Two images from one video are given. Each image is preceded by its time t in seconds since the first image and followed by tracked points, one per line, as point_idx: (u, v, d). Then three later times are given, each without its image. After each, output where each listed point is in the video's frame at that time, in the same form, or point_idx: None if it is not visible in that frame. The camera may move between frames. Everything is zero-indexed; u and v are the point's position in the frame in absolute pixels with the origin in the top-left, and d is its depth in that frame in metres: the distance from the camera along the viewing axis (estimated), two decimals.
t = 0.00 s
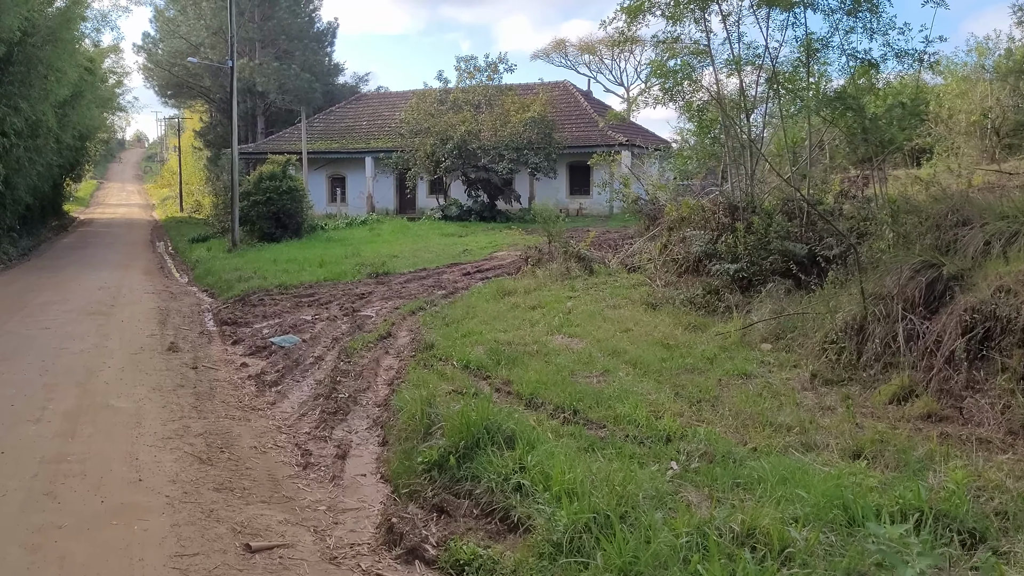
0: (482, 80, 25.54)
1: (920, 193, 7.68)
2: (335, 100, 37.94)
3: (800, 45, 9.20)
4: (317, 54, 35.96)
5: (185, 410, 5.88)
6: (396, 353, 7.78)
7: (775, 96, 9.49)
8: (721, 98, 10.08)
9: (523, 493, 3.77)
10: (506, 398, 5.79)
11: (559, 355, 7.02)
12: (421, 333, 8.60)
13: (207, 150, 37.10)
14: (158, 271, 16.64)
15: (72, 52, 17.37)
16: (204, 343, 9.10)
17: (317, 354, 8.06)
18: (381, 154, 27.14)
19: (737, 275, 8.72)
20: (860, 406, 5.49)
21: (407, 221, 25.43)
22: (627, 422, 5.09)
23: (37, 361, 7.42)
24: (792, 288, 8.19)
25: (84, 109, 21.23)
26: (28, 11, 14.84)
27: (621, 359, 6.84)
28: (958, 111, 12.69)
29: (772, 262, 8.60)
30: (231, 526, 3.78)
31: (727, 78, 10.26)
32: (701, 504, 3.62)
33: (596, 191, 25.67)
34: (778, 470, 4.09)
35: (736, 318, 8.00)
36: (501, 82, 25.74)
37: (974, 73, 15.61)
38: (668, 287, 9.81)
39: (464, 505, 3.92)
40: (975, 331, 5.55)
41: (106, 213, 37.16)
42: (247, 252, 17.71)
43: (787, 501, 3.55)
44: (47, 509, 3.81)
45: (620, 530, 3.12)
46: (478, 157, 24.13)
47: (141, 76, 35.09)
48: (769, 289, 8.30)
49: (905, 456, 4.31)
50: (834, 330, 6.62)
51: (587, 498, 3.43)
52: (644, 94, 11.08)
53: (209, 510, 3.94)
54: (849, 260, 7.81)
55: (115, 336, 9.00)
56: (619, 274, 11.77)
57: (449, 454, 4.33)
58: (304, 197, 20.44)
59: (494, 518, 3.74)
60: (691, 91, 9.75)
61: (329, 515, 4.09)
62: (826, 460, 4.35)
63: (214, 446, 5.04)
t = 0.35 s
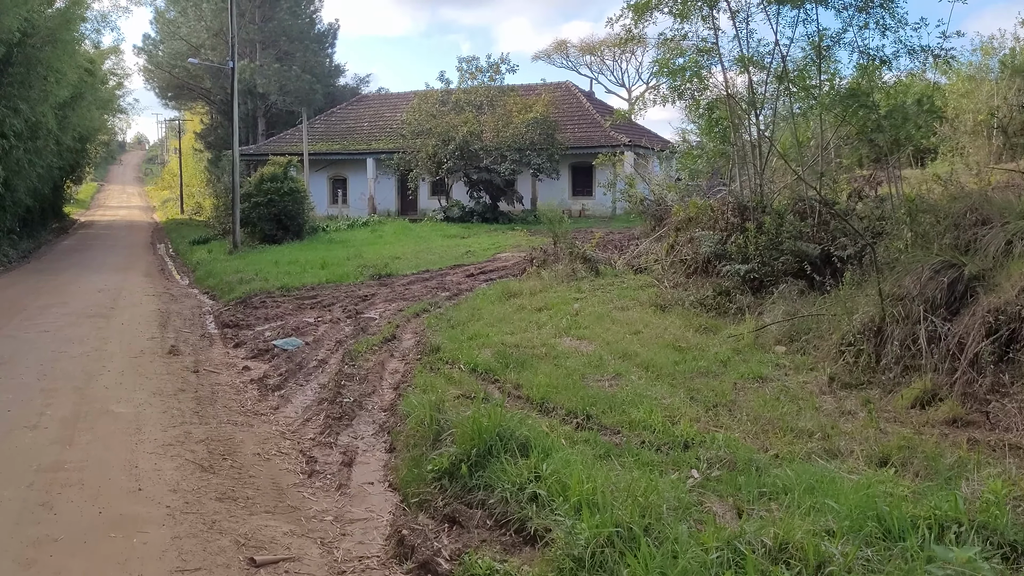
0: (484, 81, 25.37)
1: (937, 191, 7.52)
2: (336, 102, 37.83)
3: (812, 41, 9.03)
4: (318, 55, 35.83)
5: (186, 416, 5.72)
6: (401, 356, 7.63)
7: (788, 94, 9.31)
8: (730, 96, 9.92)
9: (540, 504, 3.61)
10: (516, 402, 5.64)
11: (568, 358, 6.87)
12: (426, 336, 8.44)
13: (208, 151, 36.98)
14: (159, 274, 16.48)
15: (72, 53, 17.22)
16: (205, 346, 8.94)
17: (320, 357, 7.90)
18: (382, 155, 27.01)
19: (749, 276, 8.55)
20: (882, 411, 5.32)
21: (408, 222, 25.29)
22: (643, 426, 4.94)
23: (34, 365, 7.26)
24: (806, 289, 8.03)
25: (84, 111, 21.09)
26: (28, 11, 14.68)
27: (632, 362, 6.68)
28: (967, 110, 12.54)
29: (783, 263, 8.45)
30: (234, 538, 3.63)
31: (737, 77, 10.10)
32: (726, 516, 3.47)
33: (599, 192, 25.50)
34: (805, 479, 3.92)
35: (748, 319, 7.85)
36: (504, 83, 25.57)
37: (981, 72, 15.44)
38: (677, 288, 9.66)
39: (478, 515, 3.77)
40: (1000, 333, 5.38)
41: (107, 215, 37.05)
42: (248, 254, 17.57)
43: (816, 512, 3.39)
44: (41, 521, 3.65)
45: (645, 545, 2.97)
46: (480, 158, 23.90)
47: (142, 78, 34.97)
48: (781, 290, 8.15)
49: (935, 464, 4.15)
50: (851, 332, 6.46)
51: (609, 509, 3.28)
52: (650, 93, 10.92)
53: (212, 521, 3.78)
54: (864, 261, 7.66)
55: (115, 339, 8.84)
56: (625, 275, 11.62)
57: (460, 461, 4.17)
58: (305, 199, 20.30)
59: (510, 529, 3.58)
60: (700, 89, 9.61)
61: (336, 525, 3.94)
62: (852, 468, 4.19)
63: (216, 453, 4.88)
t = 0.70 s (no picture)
0: (490, 79, 25.18)
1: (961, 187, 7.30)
2: (342, 101, 37.71)
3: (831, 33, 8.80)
4: (324, 54, 35.71)
5: (190, 417, 5.56)
6: (410, 356, 7.47)
7: (806, 88, 9.08)
8: (745, 91, 9.71)
9: (563, 511, 3.43)
10: (530, 404, 5.45)
11: (583, 358, 6.68)
12: (435, 335, 8.27)
13: (213, 151, 36.91)
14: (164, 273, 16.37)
15: (77, 51, 17.10)
16: (210, 346, 8.78)
17: (328, 357, 7.74)
18: (388, 154, 26.86)
19: (766, 274, 8.36)
20: (912, 414, 5.12)
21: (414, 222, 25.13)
22: (664, 429, 4.75)
23: (36, 365, 7.11)
24: (825, 288, 7.83)
25: (89, 110, 20.99)
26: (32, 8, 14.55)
27: (648, 362, 6.49)
28: (984, 106, 12.30)
29: (801, 261, 8.25)
30: (241, 548, 3.46)
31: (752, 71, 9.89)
32: (760, 526, 3.28)
33: (606, 191, 25.29)
34: (839, 485, 3.73)
35: (765, 319, 7.66)
36: (510, 81, 25.39)
37: (997, 69, 15.19)
38: (692, 288, 9.47)
39: (496, 524, 3.60)
40: None
41: (113, 214, 37.02)
42: (253, 253, 17.42)
43: (856, 522, 3.21)
44: (39, 530, 3.49)
45: (679, 558, 2.80)
46: (487, 157, 23.80)
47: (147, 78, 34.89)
48: (800, 289, 7.96)
49: (974, 471, 3.95)
50: (875, 332, 6.25)
51: (637, 519, 3.10)
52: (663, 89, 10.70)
53: (217, 529, 3.61)
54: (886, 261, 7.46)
55: (119, 339, 8.69)
56: (637, 274, 11.42)
57: (476, 466, 3.99)
58: (311, 198, 20.16)
59: (530, 539, 3.40)
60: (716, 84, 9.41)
61: (346, 533, 3.77)
62: (886, 474, 4.00)
63: (221, 456, 4.70)
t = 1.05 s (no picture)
0: (497, 79, 25.03)
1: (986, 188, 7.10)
2: (348, 100, 37.60)
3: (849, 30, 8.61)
4: (330, 53, 35.60)
5: (195, 423, 5.41)
6: (420, 360, 7.31)
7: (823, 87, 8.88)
8: (760, 90, 9.51)
9: (586, 530, 3.27)
10: (546, 411, 5.28)
11: (597, 363, 6.51)
12: (445, 338, 8.12)
13: (218, 150, 36.85)
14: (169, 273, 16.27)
15: (82, 49, 16.99)
16: (216, 348, 8.65)
17: (335, 360, 7.59)
18: (394, 153, 26.72)
19: (782, 277, 8.18)
20: (941, 424, 4.94)
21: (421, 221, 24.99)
22: (685, 440, 4.57)
23: (38, 368, 6.97)
24: (845, 293, 7.64)
25: (94, 109, 20.90)
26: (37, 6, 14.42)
27: (664, 368, 6.32)
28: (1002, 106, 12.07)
29: (820, 264, 8.06)
30: (248, 565, 3.31)
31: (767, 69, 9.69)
32: (794, 546, 3.12)
33: (614, 191, 25.12)
34: (873, 501, 3.56)
35: (784, 323, 7.48)
36: (517, 81, 25.23)
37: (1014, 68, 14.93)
38: (706, 290, 9.28)
39: (515, 541, 3.44)
40: None
41: (119, 213, 37.00)
42: (259, 253, 17.30)
43: (896, 544, 3.04)
44: (37, 546, 3.35)
45: None
46: (493, 157, 23.61)
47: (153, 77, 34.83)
48: (818, 293, 7.77)
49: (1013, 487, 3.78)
50: (899, 338, 6.05)
51: (666, 541, 2.95)
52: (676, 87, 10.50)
53: (223, 545, 3.47)
54: (908, 264, 7.27)
55: (123, 341, 8.57)
56: (648, 276, 11.24)
57: (493, 479, 3.83)
58: (317, 197, 20.04)
59: (551, 558, 3.25)
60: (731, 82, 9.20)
61: (357, 549, 3.61)
62: (921, 489, 3.82)
63: (227, 465, 4.55)
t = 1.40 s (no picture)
0: (501, 76, 24.81)
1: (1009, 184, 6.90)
2: (350, 97, 37.42)
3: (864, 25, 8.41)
4: (332, 50, 35.42)
5: (197, 423, 5.25)
6: (427, 359, 7.16)
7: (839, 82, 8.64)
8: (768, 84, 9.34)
9: (609, 536, 3.11)
10: (559, 410, 5.11)
11: (610, 362, 6.34)
12: (451, 336, 7.96)
13: (220, 148, 36.69)
14: (171, 270, 16.10)
15: (83, 45, 16.80)
16: (218, 346, 8.49)
17: (340, 359, 7.43)
18: (397, 151, 26.53)
19: (796, 274, 8.01)
20: (971, 425, 4.76)
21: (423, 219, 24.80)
22: (705, 439, 4.41)
23: (37, 366, 6.81)
24: (861, 291, 7.48)
25: (95, 106, 20.72)
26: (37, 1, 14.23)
27: (679, 367, 6.15)
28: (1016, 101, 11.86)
29: (835, 261, 7.89)
30: (253, 573, 3.15)
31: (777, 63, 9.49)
32: (831, 554, 2.96)
33: (618, 189, 24.92)
34: (910, 504, 3.40)
35: (800, 321, 7.30)
36: (521, 78, 25.01)
37: None
38: (716, 288, 9.11)
39: (535, 548, 3.28)
40: None
41: (120, 211, 36.89)
42: (261, 251, 17.12)
43: (939, 552, 2.88)
44: (32, 553, 3.20)
45: None
46: (497, 154, 23.44)
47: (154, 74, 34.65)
48: (834, 290, 7.60)
49: None
50: (922, 336, 5.87)
51: (698, 549, 2.79)
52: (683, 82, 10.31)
53: (227, 551, 3.31)
54: (928, 261, 7.11)
55: (124, 339, 8.40)
56: (657, 273, 11.07)
57: (509, 482, 3.68)
58: (320, 194, 19.86)
59: (573, 566, 3.10)
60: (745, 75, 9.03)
61: (367, 554, 3.45)
62: (956, 493, 3.66)
63: (231, 467, 4.39)
